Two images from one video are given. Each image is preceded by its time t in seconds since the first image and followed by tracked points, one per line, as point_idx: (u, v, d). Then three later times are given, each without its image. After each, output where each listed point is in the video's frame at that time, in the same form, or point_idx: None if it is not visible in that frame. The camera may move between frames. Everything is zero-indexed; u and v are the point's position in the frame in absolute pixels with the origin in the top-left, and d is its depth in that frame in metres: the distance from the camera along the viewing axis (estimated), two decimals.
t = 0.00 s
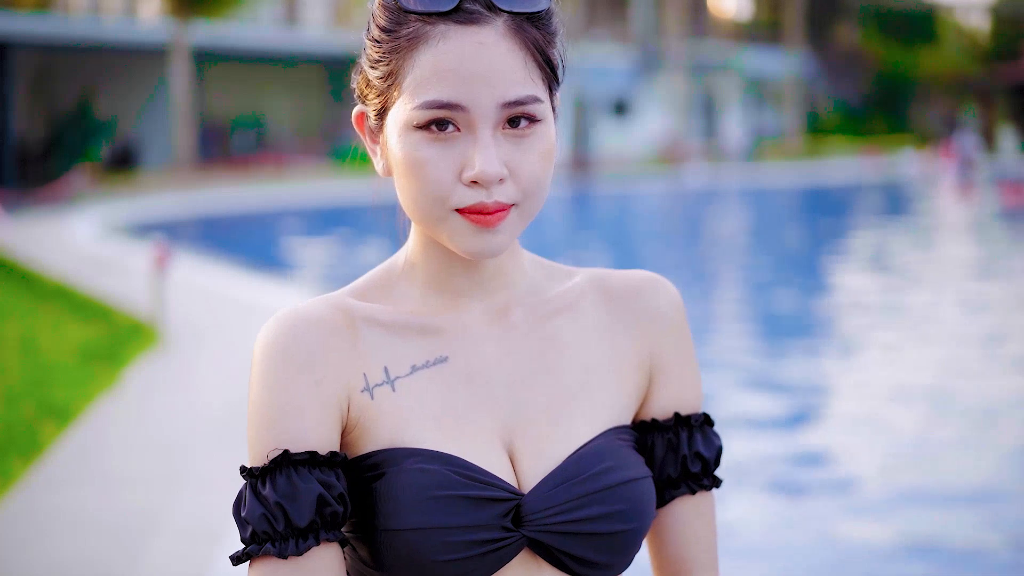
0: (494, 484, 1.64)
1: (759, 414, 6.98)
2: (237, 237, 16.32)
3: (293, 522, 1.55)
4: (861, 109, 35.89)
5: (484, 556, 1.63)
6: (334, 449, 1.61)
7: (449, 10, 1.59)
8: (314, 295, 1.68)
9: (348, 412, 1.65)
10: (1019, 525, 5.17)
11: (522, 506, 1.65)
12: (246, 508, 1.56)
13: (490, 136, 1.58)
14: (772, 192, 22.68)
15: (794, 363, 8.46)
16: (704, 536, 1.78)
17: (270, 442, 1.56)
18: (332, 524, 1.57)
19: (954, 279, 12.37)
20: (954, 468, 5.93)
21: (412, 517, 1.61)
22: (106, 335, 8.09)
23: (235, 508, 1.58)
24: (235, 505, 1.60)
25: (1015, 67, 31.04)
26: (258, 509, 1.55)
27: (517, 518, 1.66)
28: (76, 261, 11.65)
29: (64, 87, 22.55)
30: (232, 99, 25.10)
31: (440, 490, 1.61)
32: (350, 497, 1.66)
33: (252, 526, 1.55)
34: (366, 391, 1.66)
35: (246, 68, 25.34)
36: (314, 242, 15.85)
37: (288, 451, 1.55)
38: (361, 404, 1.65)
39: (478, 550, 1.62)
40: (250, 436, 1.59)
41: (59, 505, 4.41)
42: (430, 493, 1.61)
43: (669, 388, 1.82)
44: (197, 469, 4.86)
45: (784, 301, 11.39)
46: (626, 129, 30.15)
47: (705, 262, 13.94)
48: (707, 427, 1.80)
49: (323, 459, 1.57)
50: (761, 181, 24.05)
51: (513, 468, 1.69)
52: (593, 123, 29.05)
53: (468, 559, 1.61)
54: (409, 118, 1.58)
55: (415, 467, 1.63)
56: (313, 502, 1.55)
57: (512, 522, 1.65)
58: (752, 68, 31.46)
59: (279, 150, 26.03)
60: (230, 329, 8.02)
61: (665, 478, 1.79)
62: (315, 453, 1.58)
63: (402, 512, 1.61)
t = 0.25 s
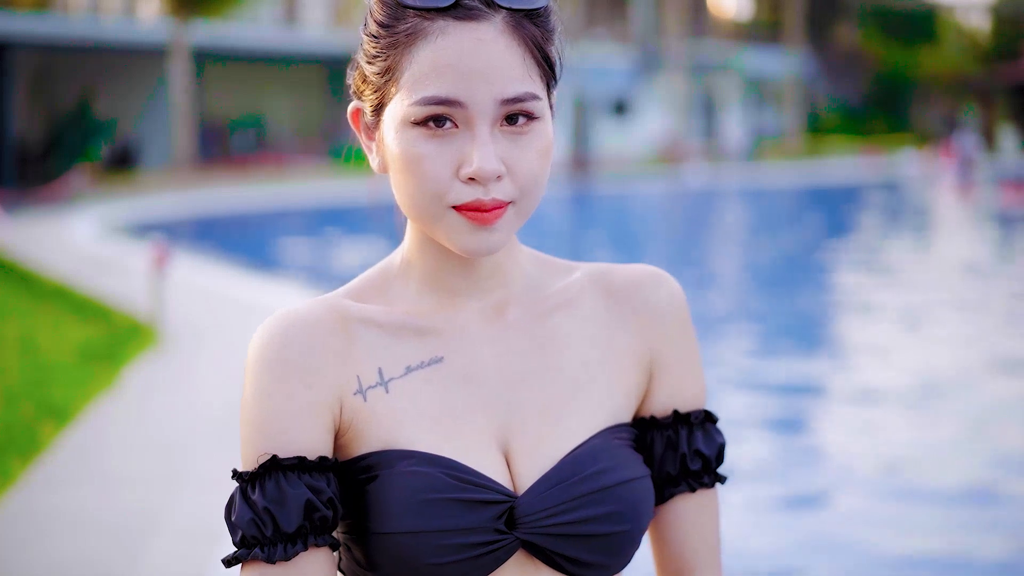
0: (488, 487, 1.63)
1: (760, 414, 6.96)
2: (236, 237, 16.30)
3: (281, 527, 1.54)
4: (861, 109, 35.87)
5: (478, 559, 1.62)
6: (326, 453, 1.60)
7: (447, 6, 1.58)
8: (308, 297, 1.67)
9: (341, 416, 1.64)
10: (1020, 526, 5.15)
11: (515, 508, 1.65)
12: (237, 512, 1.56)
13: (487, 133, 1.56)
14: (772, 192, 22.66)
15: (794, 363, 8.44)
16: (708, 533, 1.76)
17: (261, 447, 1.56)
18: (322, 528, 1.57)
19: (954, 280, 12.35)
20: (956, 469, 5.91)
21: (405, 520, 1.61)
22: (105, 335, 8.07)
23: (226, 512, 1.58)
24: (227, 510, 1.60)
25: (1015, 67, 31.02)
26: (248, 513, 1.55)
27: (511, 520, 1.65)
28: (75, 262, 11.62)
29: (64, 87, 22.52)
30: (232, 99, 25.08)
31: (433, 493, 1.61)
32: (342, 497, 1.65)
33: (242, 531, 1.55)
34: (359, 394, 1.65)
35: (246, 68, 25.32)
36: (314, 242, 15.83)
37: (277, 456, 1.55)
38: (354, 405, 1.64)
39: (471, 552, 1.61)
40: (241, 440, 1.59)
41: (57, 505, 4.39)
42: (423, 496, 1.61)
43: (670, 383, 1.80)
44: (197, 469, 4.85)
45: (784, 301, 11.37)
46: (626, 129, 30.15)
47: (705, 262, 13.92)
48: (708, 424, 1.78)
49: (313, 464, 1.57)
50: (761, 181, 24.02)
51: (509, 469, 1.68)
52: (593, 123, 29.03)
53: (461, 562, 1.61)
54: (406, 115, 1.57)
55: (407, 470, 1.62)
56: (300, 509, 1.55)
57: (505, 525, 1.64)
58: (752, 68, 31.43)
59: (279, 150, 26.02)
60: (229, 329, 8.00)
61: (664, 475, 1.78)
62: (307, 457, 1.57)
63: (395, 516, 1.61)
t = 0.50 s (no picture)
0: (483, 486, 1.62)
1: (760, 414, 6.95)
2: (235, 236, 16.29)
3: (272, 529, 1.54)
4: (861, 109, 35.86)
5: (473, 558, 1.61)
6: (319, 455, 1.59)
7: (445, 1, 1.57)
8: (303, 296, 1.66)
9: (334, 416, 1.63)
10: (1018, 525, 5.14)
11: (510, 507, 1.64)
12: (229, 514, 1.55)
13: (486, 127, 1.55)
14: (771, 192, 22.64)
15: (794, 364, 8.43)
16: (708, 530, 1.75)
17: (254, 447, 1.55)
18: (314, 530, 1.56)
19: (953, 280, 12.34)
20: (956, 469, 5.90)
21: (400, 520, 1.60)
22: (104, 335, 8.05)
23: (219, 512, 1.58)
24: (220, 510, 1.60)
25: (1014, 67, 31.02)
26: (240, 515, 1.54)
27: (506, 520, 1.64)
28: (74, 261, 11.60)
29: (63, 86, 22.51)
30: (231, 99, 25.07)
31: (427, 493, 1.60)
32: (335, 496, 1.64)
33: (234, 532, 1.54)
34: (353, 394, 1.64)
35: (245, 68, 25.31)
36: (313, 242, 15.81)
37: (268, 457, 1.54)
38: (348, 406, 1.63)
39: (466, 553, 1.60)
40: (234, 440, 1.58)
41: (56, 505, 4.38)
42: (418, 496, 1.60)
43: (669, 380, 1.79)
44: (196, 469, 4.84)
45: (784, 301, 11.37)
46: (625, 129, 30.16)
47: (704, 262, 13.91)
48: (707, 420, 1.77)
49: (306, 465, 1.56)
50: (761, 181, 24.00)
51: (504, 466, 1.67)
52: (592, 122, 29.02)
53: (455, 561, 1.60)
54: (403, 109, 1.56)
55: (402, 471, 1.61)
56: (291, 510, 1.54)
57: (500, 524, 1.64)
58: (751, 67, 31.42)
59: (278, 150, 26.01)
60: (229, 329, 7.98)
61: (662, 472, 1.77)
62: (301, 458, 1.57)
63: (389, 516, 1.60)
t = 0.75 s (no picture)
0: (480, 485, 1.61)
1: (760, 415, 6.93)
2: (235, 236, 16.28)
3: (264, 528, 1.53)
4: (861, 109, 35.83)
5: (471, 557, 1.61)
6: (316, 454, 1.59)
7: None
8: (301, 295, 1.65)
9: (332, 415, 1.62)
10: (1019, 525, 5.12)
11: (508, 506, 1.63)
12: (222, 514, 1.55)
13: (487, 122, 1.55)
14: (772, 192, 22.62)
15: (795, 364, 8.41)
16: (707, 529, 1.74)
17: (249, 447, 1.55)
18: (306, 531, 1.56)
19: (954, 280, 12.31)
20: (957, 469, 5.88)
21: (397, 519, 1.60)
22: (104, 335, 8.04)
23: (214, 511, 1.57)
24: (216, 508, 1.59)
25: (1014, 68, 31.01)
26: (232, 515, 1.54)
27: (503, 519, 1.63)
28: (75, 261, 11.58)
29: (63, 86, 22.50)
30: (231, 99, 25.04)
31: (425, 492, 1.59)
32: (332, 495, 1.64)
33: (227, 532, 1.54)
34: (349, 393, 1.63)
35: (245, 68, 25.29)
36: (313, 241, 15.81)
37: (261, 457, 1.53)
38: (345, 405, 1.63)
39: (463, 551, 1.60)
40: (231, 437, 1.57)
41: (56, 505, 4.37)
42: (415, 495, 1.59)
43: (670, 376, 1.78)
44: (196, 468, 4.83)
45: (784, 301, 11.35)
46: (626, 129, 30.14)
47: (704, 262, 13.88)
48: (707, 417, 1.76)
49: (301, 466, 1.56)
50: (761, 181, 23.98)
51: (502, 464, 1.67)
52: (592, 122, 29.00)
53: (453, 561, 1.60)
54: (405, 103, 1.56)
55: (400, 469, 1.61)
56: (284, 510, 1.54)
57: (498, 524, 1.63)
58: (751, 67, 31.39)
59: (279, 150, 26.01)
60: (229, 329, 7.97)
61: (661, 469, 1.76)
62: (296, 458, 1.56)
63: (386, 515, 1.60)
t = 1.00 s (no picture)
0: (476, 483, 1.61)
1: (760, 414, 6.92)
2: (235, 237, 16.28)
3: (252, 527, 1.53)
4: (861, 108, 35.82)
5: (466, 553, 1.60)
6: (311, 454, 1.59)
7: None
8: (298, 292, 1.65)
9: (327, 414, 1.62)
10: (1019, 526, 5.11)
11: (503, 504, 1.63)
12: (214, 511, 1.56)
13: (489, 117, 1.55)
14: (771, 192, 22.61)
15: (794, 363, 8.41)
16: (705, 527, 1.74)
17: (245, 444, 1.55)
18: (298, 529, 1.56)
19: (954, 280, 12.31)
20: (956, 469, 5.88)
21: (393, 517, 1.60)
22: (104, 335, 8.03)
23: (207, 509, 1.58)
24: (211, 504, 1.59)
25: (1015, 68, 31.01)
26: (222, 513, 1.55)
27: (499, 517, 1.63)
28: (75, 261, 11.56)
29: (64, 86, 22.50)
30: (231, 98, 25.02)
31: (420, 490, 1.59)
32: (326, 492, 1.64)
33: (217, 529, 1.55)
34: (346, 391, 1.63)
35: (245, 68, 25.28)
36: (313, 241, 15.81)
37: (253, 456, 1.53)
38: (342, 403, 1.63)
39: (459, 548, 1.60)
40: (228, 434, 1.57)
41: (56, 504, 4.37)
42: (412, 494, 1.59)
43: (670, 373, 1.78)
44: (196, 468, 4.82)
45: (784, 300, 11.34)
46: (625, 129, 30.12)
47: (704, 262, 13.86)
48: (705, 415, 1.76)
49: (297, 464, 1.56)
50: (761, 181, 23.97)
51: (499, 462, 1.66)
52: (592, 122, 29.00)
53: (448, 559, 1.60)
54: (407, 99, 1.56)
55: (396, 467, 1.61)
56: (273, 509, 1.54)
57: (493, 521, 1.63)
58: (752, 67, 31.39)
59: (279, 150, 26.01)
60: (228, 329, 7.95)
61: (658, 468, 1.76)
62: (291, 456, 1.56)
63: (381, 511, 1.60)
